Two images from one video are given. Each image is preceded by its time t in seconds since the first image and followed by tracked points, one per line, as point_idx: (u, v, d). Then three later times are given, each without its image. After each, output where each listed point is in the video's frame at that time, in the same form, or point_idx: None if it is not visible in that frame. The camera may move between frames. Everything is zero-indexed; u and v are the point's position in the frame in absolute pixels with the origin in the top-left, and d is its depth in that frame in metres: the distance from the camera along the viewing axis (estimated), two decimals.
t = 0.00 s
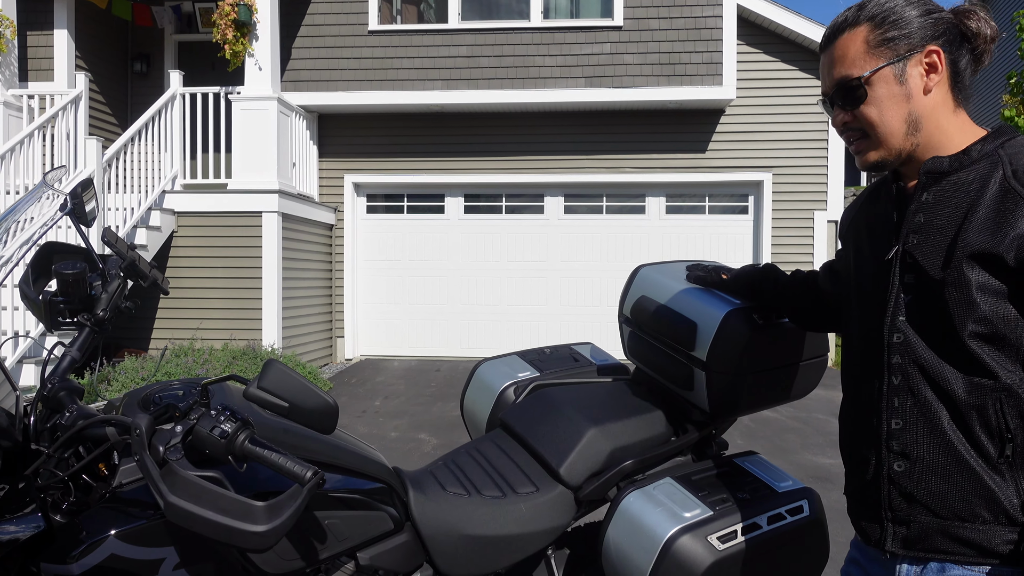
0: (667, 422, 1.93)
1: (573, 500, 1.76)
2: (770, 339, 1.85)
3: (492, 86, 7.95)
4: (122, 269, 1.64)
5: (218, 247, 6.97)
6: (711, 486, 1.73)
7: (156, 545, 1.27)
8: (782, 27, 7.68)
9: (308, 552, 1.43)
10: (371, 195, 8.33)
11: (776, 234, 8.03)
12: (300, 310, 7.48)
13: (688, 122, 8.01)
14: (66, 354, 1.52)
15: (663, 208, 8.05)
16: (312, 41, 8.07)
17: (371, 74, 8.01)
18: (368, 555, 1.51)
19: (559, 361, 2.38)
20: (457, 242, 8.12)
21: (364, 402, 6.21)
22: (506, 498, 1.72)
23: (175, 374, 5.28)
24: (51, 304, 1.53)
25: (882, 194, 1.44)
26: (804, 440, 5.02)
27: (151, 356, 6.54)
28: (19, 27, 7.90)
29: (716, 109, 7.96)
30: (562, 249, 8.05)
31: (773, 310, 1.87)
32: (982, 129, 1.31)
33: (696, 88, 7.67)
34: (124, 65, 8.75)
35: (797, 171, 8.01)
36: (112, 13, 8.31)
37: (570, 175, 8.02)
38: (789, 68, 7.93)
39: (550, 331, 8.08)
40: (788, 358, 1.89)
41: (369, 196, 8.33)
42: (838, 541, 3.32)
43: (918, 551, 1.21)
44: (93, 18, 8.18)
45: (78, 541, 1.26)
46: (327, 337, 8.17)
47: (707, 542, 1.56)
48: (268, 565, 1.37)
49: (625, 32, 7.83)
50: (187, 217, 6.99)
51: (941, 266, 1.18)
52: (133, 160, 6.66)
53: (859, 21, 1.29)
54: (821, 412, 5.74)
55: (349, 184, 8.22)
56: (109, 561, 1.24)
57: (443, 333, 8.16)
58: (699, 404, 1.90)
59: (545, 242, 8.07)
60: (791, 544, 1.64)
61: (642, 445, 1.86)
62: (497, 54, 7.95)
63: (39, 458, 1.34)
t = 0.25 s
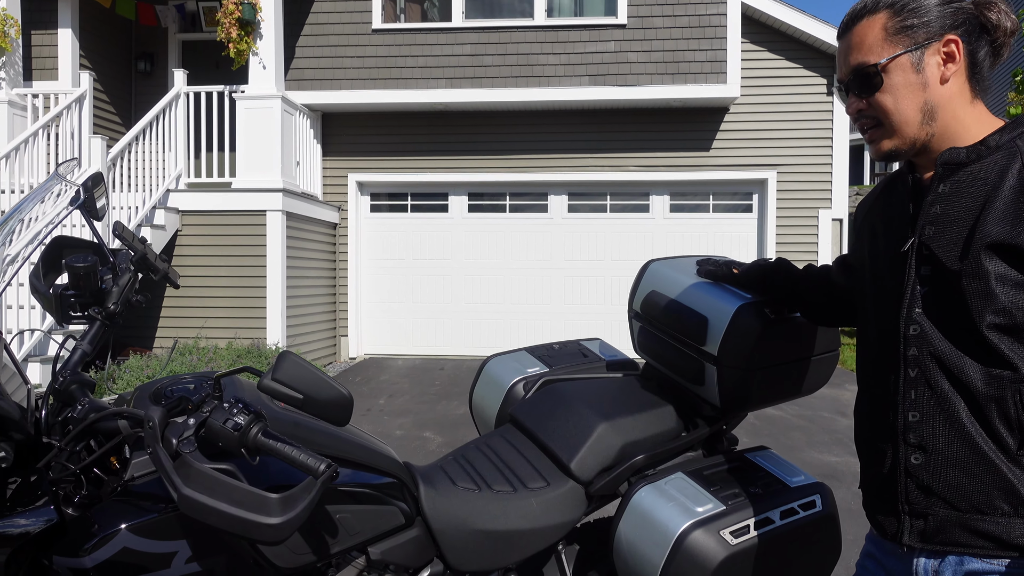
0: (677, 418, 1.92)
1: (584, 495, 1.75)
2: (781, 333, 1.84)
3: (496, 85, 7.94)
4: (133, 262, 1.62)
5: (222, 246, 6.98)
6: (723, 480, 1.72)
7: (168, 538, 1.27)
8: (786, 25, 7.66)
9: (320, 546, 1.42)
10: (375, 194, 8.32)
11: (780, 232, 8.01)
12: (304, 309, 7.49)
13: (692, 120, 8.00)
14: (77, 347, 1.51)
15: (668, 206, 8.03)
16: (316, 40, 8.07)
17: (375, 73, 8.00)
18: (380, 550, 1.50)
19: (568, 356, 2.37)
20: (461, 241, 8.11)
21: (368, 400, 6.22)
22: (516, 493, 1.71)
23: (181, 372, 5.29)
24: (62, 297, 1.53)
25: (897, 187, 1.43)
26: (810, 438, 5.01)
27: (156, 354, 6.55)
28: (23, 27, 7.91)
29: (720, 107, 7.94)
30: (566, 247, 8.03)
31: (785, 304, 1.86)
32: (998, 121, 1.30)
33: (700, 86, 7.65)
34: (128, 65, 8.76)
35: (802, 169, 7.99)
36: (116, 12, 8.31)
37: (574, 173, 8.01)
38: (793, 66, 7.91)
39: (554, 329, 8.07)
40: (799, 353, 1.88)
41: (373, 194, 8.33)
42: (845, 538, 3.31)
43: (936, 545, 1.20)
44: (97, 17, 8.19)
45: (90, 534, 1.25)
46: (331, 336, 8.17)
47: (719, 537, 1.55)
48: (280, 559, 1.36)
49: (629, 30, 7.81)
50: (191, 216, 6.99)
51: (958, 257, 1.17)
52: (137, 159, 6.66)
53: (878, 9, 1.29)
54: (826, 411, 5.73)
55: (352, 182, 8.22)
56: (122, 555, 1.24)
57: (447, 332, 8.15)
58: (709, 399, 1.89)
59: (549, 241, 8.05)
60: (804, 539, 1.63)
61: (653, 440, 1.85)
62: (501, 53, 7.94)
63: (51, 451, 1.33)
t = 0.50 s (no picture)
0: (682, 410, 1.92)
1: (588, 486, 1.75)
2: (785, 325, 1.84)
3: (498, 83, 7.94)
4: (138, 253, 1.63)
5: (225, 244, 6.99)
6: (727, 471, 1.71)
7: (173, 526, 1.27)
8: (788, 23, 7.66)
9: (325, 536, 1.41)
10: (377, 193, 8.33)
11: (783, 231, 8.00)
12: (306, 307, 7.49)
13: (694, 118, 7.99)
14: (82, 337, 1.52)
15: (670, 205, 8.02)
16: (318, 39, 8.08)
17: (377, 72, 8.01)
18: (384, 540, 1.50)
19: (572, 350, 2.37)
20: (462, 239, 8.10)
21: (371, 398, 6.22)
22: (520, 484, 1.71)
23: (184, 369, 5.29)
24: (66, 287, 1.53)
25: (902, 175, 1.42)
26: (812, 435, 5.00)
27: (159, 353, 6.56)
28: (25, 26, 7.93)
29: (722, 106, 7.93)
30: (568, 246, 8.02)
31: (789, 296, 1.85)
32: (1003, 108, 1.30)
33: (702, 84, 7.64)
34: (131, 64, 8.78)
35: (804, 167, 7.98)
36: (118, 12, 8.32)
37: (575, 172, 8.01)
38: (795, 64, 7.91)
39: (556, 328, 8.07)
40: (803, 345, 1.88)
41: (375, 193, 8.33)
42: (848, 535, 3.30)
43: (942, 532, 1.20)
44: (99, 17, 8.20)
45: (95, 523, 1.25)
46: (334, 335, 8.18)
47: (724, 527, 1.55)
48: (285, 549, 1.35)
49: (631, 29, 7.81)
50: (194, 215, 7.00)
51: (963, 244, 1.16)
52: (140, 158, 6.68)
53: None
54: (829, 409, 5.72)
55: (354, 181, 8.22)
56: (127, 543, 1.24)
57: (449, 330, 8.15)
58: (713, 391, 1.88)
59: (551, 240, 8.04)
60: (808, 530, 1.62)
61: (657, 432, 1.85)
62: (503, 51, 7.94)
63: (57, 440, 1.33)
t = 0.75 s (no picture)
0: (683, 406, 1.92)
1: (591, 482, 1.76)
2: (786, 322, 1.84)
3: (501, 84, 7.95)
4: (143, 248, 1.64)
5: (227, 245, 7.01)
6: (729, 467, 1.72)
7: (180, 520, 1.28)
8: (791, 24, 7.66)
9: (329, 531, 1.42)
10: (379, 194, 8.34)
11: (785, 231, 8.00)
12: (308, 307, 7.51)
13: (696, 119, 8.00)
14: (88, 333, 1.53)
15: (672, 206, 8.03)
16: (320, 39, 8.10)
17: (379, 72, 8.02)
18: (387, 535, 1.51)
19: (574, 348, 2.38)
20: (464, 240, 8.11)
21: (373, 398, 6.23)
22: (523, 480, 1.71)
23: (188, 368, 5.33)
24: (73, 284, 1.55)
25: (903, 173, 1.43)
26: (814, 435, 5.00)
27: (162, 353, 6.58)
28: (30, 27, 7.97)
29: (725, 106, 7.94)
30: (570, 246, 8.03)
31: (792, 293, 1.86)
32: (1006, 104, 1.30)
33: (704, 85, 7.65)
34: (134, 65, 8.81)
35: (807, 167, 7.98)
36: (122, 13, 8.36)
37: (578, 173, 8.02)
38: (798, 65, 7.91)
39: (558, 328, 8.07)
40: (805, 341, 1.88)
41: (377, 193, 8.35)
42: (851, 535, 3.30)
43: (944, 525, 1.20)
44: (103, 18, 8.24)
45: (101, 516, 1.26)
46: (336, 335, 8.20)
47: (727, 523, 1.55)
48: (290, 543, 1.36)
49: (633, 29, 7.82)
50: (197, 215, 7.03)
51: (964, 239, 1.17)
52: (143, 159, 6.71)
53: None
54: (832, 409, 5.71)
55: (357, 182, 8.24)
56: (133, 535, 1.25)
57: (451, 331, 8.16)
58: (716, 388, 1.89)
59: (554, 240, 8.04)
60: (810, 526, 1.63)
61: (660, 429, 1.86)
62: (505, 52, 7.96)
63: (64, 433, 1.34)
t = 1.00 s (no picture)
0: (690, 404, 1.93)
1: (597, 481, 1.76)
2: (792, 321, 1.85)
3: (504, 83, 7.95)
4: (153, 247, 1.65)
5: (232, 245, 7.03)
6: (736, 465, 1.72)
7: (190, 517, 1.29)
8: (795, 22, 7.65)
9: (337, 528, 1.43)
10: (383, 193, 8.36)
11: (789, 230, 7.99)
12: (313, 306, 7.52)
13: (700, 118, 7.99)
14: (99, 331, 1.53)
15: (676, 205, 8.03)
16: (324, 39, 8.11)
17: (382, 72, 8.03)
18: (395, 532, 1.52)
19: (580, 346, 2.38)
20: (468, 239, 8.12)
21: (378, 397, 6.24)
22: (530, 478, 1.72)
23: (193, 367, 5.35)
24: (83, 282, 1.56)
25: (910, 171, 1.43)
26: (819, 434, 5.00)
27: (167, 352, 6.60)
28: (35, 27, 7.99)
29: (729, 105, 7.93)
30: (574, 245, 8.03)
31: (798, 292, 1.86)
32: (1012, 103, 1.31)
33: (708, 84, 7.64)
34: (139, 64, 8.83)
35: (811, 166, 7.97)
36: (126, 13, 8.38)
37: (581, 172, 8.02)
38: (802, 63, 7.90)
39: (562, 327, 8.07)
40: (811, 340, 1.88)
41: (381, 193, 8.37)
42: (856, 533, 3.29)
43: (951, 523, 1.20)
44: (107, 17, 8.26)
45: (113, 513, 1.27)
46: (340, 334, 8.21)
47: (733, 520, 1.56)
48: (300, 540, 1.37)
49: (637, 28, 7.81)
50: (202, 214, 7.05)
51: (971, 237, 1.17)
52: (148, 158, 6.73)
53: None
54: (836, 408, 5.71)
55: (361, 181, 8.25)
56: (145, 532, 1.26)
57: (455, 330, 8.17)
58: (722, 386, 1.89)
59: (557, 239, 8.05)
60: (817, 523, 1.63)
61: (666, 427, 1.86)
62: (509, 51, 7.96)
63: (74, 431, 1.35)
